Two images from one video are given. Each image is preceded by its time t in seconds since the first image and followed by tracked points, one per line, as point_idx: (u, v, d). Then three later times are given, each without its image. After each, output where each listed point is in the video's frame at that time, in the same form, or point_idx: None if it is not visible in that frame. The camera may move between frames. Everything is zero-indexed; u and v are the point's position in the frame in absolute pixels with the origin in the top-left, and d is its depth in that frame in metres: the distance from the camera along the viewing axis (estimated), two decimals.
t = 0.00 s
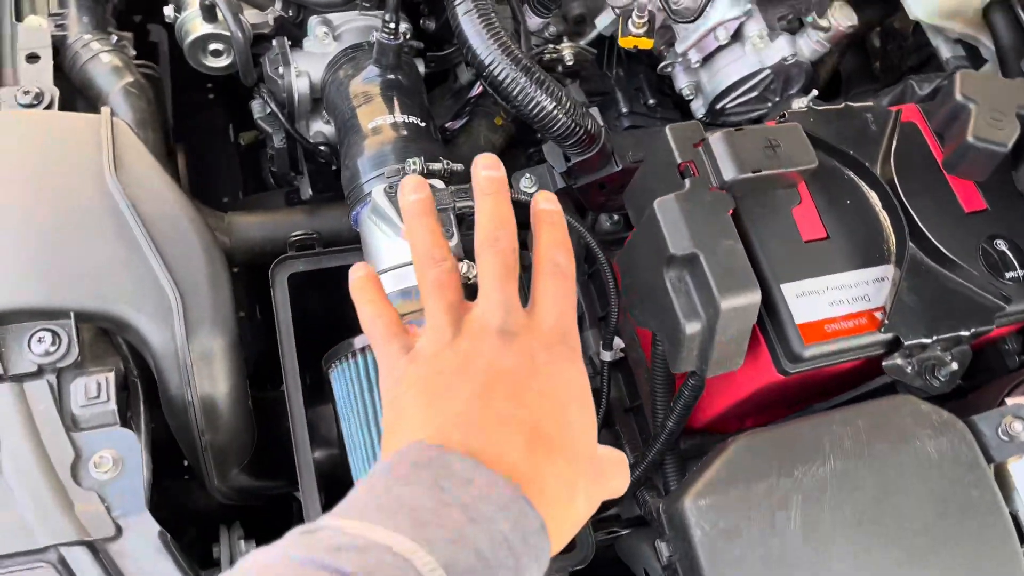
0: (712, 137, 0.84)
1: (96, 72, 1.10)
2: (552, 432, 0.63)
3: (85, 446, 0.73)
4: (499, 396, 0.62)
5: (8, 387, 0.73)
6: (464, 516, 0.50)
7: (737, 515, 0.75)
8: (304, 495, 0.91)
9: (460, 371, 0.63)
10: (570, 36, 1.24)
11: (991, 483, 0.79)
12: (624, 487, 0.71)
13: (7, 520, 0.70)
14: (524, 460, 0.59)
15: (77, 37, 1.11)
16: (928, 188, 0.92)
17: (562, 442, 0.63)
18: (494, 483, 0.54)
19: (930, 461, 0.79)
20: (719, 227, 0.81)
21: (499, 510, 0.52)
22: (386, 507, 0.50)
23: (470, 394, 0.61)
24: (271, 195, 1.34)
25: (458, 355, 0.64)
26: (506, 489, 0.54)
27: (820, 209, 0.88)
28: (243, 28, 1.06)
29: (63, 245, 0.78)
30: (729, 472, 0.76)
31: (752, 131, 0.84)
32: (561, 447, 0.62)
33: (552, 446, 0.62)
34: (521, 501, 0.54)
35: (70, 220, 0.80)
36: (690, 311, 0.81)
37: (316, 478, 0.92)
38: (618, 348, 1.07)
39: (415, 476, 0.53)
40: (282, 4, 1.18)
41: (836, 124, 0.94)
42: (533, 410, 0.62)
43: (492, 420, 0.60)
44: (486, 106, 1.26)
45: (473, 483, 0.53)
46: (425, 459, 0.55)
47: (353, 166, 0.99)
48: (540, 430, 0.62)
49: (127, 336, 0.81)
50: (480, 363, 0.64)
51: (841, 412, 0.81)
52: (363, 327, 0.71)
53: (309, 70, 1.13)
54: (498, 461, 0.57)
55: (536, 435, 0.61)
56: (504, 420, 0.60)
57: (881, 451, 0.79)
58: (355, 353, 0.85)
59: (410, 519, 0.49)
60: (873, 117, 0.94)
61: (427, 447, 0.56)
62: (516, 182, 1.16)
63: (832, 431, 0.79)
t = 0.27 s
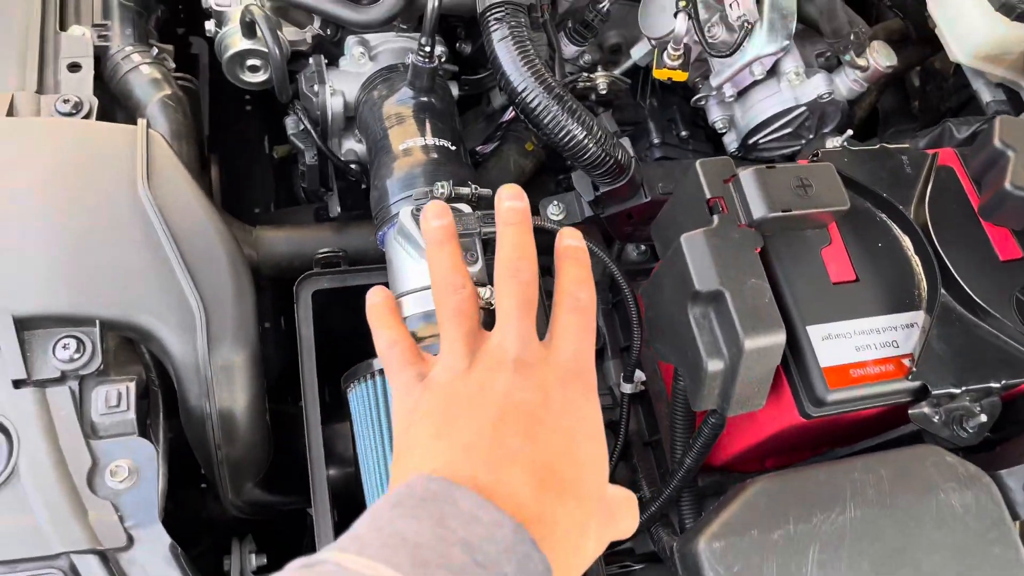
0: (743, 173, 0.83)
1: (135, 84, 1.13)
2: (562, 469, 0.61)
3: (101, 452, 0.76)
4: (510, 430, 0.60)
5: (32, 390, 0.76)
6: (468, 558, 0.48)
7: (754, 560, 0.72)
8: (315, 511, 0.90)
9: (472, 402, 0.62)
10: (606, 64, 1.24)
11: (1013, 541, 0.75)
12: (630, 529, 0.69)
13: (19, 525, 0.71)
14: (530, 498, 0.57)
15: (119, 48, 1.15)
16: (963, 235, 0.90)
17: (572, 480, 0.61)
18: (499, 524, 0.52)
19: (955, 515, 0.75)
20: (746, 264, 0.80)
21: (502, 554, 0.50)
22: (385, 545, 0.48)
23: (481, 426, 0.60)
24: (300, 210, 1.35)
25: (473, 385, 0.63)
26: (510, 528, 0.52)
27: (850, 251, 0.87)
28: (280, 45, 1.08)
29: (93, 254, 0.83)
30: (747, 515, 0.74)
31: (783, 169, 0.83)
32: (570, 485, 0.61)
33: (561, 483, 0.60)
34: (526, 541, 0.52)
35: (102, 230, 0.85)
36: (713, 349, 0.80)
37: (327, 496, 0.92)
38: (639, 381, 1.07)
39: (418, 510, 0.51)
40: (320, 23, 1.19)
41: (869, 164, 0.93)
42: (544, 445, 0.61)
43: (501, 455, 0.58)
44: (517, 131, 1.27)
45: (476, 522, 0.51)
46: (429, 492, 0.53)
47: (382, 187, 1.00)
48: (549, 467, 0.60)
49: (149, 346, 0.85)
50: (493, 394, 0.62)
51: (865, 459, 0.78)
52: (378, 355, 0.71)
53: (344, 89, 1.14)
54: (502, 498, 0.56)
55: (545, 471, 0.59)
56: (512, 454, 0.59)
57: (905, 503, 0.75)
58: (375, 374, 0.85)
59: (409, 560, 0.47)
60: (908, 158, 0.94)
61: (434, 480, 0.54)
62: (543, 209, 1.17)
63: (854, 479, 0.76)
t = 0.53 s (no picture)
0: (755, 186, 0.81)
1: (140, 90, 1.13)
2: (533, 477, 0.59)
3: (98, 464, 0.79)
4: (484, 438, 0.58)
5: (30, 401, 0.79)
6: (442, 552, 0.48)
7: None
8: (317, 524, 0.89)
9: (446, 412, 0.59)
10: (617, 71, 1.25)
11: None
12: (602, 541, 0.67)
13: (15, 539, 0.75)
14: (500, 502, 0.55)
15: (122, 54, 1.14)
16: (982, 250, 0.87)
17: (541, 489, 0.59)
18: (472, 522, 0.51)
19: (972, 540, 0.73)
20: (757, 279, 0.78)
21: (474, 550, 0.49)
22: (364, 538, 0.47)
23: (454, 433, 0.57)
24: (306, 216, 1.34)
25: (445, 396, 0.60)
26: (483, 524, 0.51)
27: (866, 265, 0.85)
28: (285, 52, 1.07)
29: (93, 264, 0.86)
30: (757, 538, 0.71)
31: (797, 181, 0.81)
32: (540, 493, 0.59)
33: (532, 490, 0.58)
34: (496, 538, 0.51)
35: (102, 240, 0.88)
36: (723, 365, 0.78)
37: (330, 509, 0.91)
38: (647, 395, 1.05)
39: (394, 509, 0.50)
40: (327, 28, 1.19)
41: (884, 176, 0.91)
42: (516, 453, 0.59)
43: (474, 461, 0.56)
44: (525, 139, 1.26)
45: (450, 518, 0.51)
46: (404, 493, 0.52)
47: (387, 196, 0.99)
48: (521, 473, 0.58)
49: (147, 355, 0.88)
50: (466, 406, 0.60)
51: (878, 480, 0.76)
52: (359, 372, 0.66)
53: (350, 96, 1.13)
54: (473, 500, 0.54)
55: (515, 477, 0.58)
56: (484, 460, 0.57)
57: (921, 528, 0.73)
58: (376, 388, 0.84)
59: (387, 553, 0.46)
60: (925, 171, 0.92)
61: (408, 481, 0.53)
62: (552, 220, 1.17)
63: (869, 502, 0.73)
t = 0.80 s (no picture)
0: (765, 180, 0.78)
1: (134, 82, 1.11)
2: (503, 509, 0.60)
3: (92, 465, 0.79)
4: (457, 471, 0.59)
5: (22, 402, 0.79)
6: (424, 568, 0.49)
7: None
8: (316, 525, 0.87)
9: (420, 451, 0.61)
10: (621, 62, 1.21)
11: None
12: None
13: (8, 543, 0.75)
14: (474, 528, 0.56)
15: (116, 46, 1.12)
16: (995, 246, 0.85)
17: (512, 521, 0.60)
18: (448, 539, 0.52)
19: (985, 542, 0.71)
20: (766, 276, 0.76)
21: (453, 564, 0.50)
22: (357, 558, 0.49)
23: (428, 467, 0.59)
24: (304, 211, 1.32)
25: (421, 436, 0.62)
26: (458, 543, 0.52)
27: (877, 261, 0.83)
28: (281, 43, 1.05)
29: (85, 261, 0.85)
30: (766, 540, 0.70)
31: (807, 175, 0.79)
32: (511, 526, 0.59)
33: (501, 522, 0.58)
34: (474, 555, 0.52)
35: (94, 237, 0.87)
36: (731, 364, 0.76)
37: (330, 510, 0.89)
38: (651, 394, 1.04)
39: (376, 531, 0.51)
40: (325, 19, 1.16)
41: (894, 170, 0.89)
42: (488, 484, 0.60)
43: (448, 491, 0.57)
44: (527, 132, 1.24)
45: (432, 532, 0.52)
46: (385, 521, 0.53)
47: (387, 190, 0.97)
48: (492, 506, 0.59)
49: (141, 354, 0.87)
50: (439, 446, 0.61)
51: (889, 481, 0.74)
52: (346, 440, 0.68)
53: (348, 87, 1.11)
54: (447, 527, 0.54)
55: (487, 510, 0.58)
56: (456, 491, 0.58)
57: (934, 531, 0.71)
58: (377, 388, 0.81)
59: (377, 566, 0.48)
60: (937, 164, 0.90)
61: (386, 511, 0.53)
62: (555, 214, 1.14)
63: (880, 504, 0.72)
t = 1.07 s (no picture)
0: (767, 169, 0.77)
1: (126, 69, 1.09)
2: (484, 512, 0.59)
3: (86, 458, 0.78)
4: (437, 474, 0.59)
5: (14, 394, 0.78)
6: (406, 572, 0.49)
7: None
8: (314, 517, 0.87)
9: (401, 455, 0.60)
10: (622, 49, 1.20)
11: None
12: None
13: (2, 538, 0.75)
14: (452, 532, 0.55)
15: (108, 33, 1.11)
16: (1000, 235, 0.84)
17: (493, 524, 0.59)
18: (429, 542, 0.52)
19: (989, 534, 0.71)
20: (768, 265, 0.75)
21: (436, 566, 0.51)
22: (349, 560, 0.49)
23: (408, 469, 0.58)
24: (300, 200, 1.30)
25: (403, 441, 0.62)
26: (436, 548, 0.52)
27: (880, 250, 0.82)
28: (277, 29, 1.03)
29: (76, 251, 0.84)
30: (768, 532, 0.69)
31: (811, 163, 0.78)
32: (491, 530, 0.58)
33: (481, 525, 0.58)
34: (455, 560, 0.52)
35: (85, 227, 0.86)
36: (733, 355, 0.75)
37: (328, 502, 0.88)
38: (652, 384, 1.03)
39: (356, 535, 0.51)
40: (320, 5, 1.15)
41: (898, 158, 0.88)
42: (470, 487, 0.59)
43: (427, 495, 0.57)
44: (526, 120, 1.23)
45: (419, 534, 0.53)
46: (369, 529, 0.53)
47: (384, 179, 0.95)
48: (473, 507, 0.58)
49: (136, 345, 0.86)
50: (420, 448, 0.61)
51: (892, 472, 0.74)
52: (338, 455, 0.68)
53: (345, 75, 1.10)
54: (425, 531, 0.54)
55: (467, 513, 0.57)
56: (435, 495, 0.57)
57: (938, 523, 0.71)
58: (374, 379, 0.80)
59: (360, 569, 0.48)
60: (941, 152, 0.89)
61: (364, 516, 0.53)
62: (554, 203, 1.13)
63: (883, 495, 0.72)
